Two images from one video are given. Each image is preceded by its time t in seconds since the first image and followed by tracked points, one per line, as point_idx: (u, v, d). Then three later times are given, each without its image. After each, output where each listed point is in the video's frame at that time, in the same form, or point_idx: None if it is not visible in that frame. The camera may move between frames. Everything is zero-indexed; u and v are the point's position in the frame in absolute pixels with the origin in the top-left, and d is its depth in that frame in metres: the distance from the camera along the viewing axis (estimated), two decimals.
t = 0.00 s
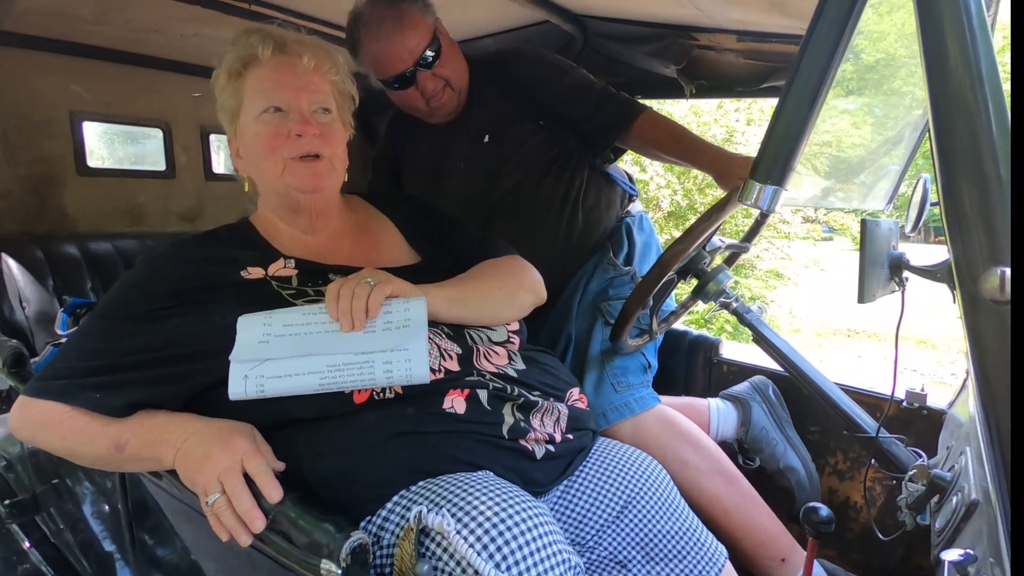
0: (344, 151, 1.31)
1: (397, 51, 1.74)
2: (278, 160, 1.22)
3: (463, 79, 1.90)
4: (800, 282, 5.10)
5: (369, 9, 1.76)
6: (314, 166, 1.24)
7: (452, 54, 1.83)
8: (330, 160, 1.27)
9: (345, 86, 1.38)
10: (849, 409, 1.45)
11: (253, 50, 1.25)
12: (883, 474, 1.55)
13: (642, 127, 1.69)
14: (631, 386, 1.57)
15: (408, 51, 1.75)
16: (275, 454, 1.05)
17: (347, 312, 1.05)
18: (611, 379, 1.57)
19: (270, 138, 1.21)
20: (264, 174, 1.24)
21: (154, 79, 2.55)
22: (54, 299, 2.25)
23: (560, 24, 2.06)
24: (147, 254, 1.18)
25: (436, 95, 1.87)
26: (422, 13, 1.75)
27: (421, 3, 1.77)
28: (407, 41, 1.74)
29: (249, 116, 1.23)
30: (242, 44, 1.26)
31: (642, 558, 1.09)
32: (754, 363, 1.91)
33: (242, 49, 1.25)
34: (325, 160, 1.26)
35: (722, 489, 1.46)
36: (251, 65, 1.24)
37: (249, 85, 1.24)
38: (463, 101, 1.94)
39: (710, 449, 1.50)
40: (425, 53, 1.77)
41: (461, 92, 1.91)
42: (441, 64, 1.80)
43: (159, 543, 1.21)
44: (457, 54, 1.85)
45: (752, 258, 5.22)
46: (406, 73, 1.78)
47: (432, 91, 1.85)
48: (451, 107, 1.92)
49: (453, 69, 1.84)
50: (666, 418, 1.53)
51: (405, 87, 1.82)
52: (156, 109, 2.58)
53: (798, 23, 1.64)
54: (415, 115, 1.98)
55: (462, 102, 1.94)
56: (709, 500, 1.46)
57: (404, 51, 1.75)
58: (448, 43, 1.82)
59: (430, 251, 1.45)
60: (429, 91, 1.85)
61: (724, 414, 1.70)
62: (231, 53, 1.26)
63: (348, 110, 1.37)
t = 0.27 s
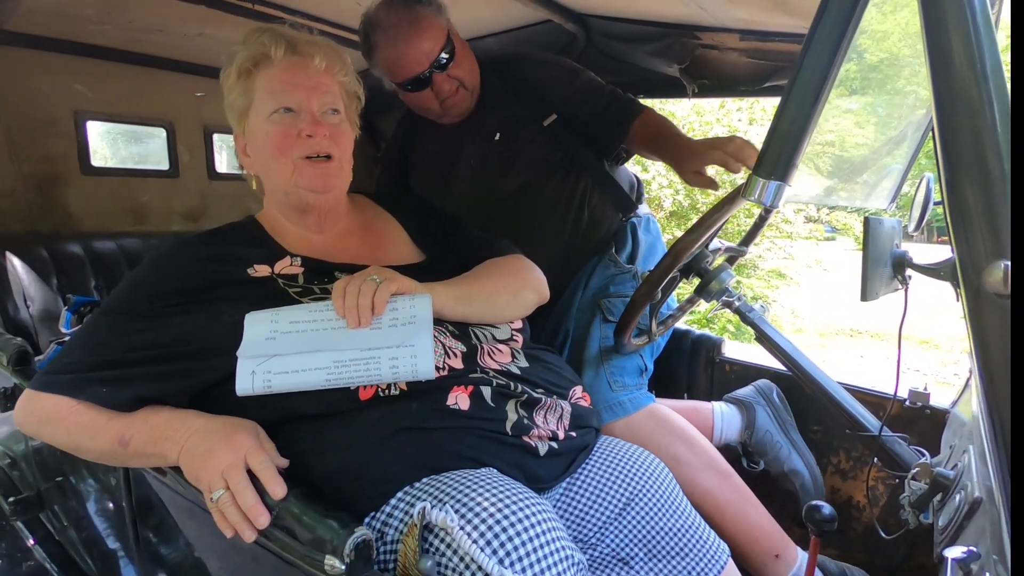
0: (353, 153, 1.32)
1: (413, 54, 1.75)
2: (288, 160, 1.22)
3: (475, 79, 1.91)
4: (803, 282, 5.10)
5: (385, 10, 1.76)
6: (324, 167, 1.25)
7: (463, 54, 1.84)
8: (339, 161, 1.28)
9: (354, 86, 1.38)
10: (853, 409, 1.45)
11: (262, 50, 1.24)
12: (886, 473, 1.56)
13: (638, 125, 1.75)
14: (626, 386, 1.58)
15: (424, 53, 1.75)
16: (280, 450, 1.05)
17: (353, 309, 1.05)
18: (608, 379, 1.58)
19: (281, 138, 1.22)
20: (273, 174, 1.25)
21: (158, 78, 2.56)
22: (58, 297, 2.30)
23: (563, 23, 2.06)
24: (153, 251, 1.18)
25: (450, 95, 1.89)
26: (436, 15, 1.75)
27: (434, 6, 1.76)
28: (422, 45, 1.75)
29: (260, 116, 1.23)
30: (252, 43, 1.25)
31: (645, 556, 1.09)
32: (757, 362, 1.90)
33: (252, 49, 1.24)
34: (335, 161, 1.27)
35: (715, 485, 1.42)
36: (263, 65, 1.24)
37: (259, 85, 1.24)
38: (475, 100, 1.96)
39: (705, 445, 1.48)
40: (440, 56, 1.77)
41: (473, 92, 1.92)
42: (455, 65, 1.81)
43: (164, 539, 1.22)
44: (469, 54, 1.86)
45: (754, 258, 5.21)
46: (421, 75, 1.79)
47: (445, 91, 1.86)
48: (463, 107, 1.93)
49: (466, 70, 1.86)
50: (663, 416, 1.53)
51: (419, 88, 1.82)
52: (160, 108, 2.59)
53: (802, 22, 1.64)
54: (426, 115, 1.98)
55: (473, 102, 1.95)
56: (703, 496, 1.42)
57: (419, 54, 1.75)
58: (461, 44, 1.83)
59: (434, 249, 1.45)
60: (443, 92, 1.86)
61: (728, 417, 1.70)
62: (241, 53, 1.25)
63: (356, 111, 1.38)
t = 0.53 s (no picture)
0: (338, 154, 1.30)
1: (412, 53, 1.75)
2: (265, 163, 1.23)
3: (475, 78, 1.92)
4: (804, 281, 5.10)
5: (383, 12, 1.77)
6: (301, 169, 1.24)
7: (462, 54, 1.85)
8: (320, 163, 1.26)
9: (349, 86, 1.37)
10: (852, 408, 1.45)
11: (252, 50, 1.25)
12: (886, 472, 1.56)
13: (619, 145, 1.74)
14: (623, 386, 1.58)
15: (422, 53, 1.75)
16: (280, 449, 1.06)
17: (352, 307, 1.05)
18: (604, 378, 1.58)
19: (260, 140, 1.22)
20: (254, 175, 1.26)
21: (159, 78, 2.56)
22: (60, 296, 2.31)
23: (563, 23, 2.07)
24: (154, 250, 1.19)
25: (449, 95, 1.89)
26: (434, 15, 1.76)
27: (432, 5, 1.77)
28: (421, 44, 1.75)
29: (244, 118, 1.25)
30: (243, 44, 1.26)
31: (643, 554, 1.09)
32: (757, 361, 1.90)
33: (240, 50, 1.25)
34: (314, 163, 1.25)
35: (710, 483, 1.42)
36: (249, 65, 1.24)
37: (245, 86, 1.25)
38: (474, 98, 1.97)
39: (701, 444, 1.48)
40: (438, 55, 1.77)
41: (472, 92, 1.93)
42: (454, 64, 1.82)
43: (164, 538, 1.22)
44: (468, 53, 1.87)
45: (756, 258, 5.21)
46: (419, 74, 1.79)
47: (444, 91, 1.86)
48: (463, 105, 1.94)
49: (465, 70, 1.86)
50: (660, 416, 1.53)
51: (418, 88, 1.83)
52: (161, 108, 2.60)
53: (802, 20, 1.64)
54: (425, 115, 1.99)
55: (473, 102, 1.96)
56: (698, 494, 1.41)
57: (418, 53, 1.75)
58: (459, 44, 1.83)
59: (433, 249, 1.46)
60: (442, 91, 1.86)
61: (728, 417, 1.70)
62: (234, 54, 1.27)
63: (351, 111, 1.36)
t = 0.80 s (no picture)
0: (293, 160, 1.26)
1: (405, 60, 1.76)
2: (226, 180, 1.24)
3: (470, 82, 1.93)
4: (807, 281, 5.10)
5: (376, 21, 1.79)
6: (251, 185, 1.22)
7: (457, 58, 1.86)
8: (274, 174, 1.24)
9: (308, 83, 1.31)
10: (852, 407, 1.46)
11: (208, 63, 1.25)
12: (886, 471, 1.57)
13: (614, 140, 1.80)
14: (622, 387, 1.59)
15: (415, 59, 1.76)
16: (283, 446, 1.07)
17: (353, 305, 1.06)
18: (604, 379, 1.59)
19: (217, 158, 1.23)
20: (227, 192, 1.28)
21: (163, 78, 2.58)
22: (66, 296, 2.32)
23: (564, 23, 2.08)
24: (158, 249, 1.20)
25: (444, 100, 1.90)
26: (428, 21, 1.77)
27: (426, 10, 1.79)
28: (413, 51, 1.76)
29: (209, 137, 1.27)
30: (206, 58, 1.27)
31: (644, 551, 1.10)
32: (758, 360, 1.91)
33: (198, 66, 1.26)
34: (268, 175, 1.23)
35: (710, 484, 1.43)
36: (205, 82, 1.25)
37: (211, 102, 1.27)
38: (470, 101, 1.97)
39: (702, 445, 1.48)
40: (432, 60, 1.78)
41: (467, 96, 1.94)
42: (448, 70, 1.83)
43: (168, 534, 1.23)
44: (462, 58, 1.88)
45: (758, 258, 5.22)
46: (414, 81, 1.80)
47: (440, 96, 1.87)
48: (459, 109, 1.95)
49: (459, 75, 1.87)
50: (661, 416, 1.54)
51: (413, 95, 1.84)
52: (165, 108, 2.61)
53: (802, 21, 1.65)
54: (424, 120, 2.00)
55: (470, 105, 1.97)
56: (699, 494, 1.42)
57: (411, 60, 1.76)
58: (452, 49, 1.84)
59: (435, 248, 1.47)
60: (437, 96, 1.87)
61: (729, 417, 1.71)
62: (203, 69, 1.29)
63: (313, 108, 1.31)
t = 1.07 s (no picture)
0: (299, 161, 1.27)
1: (397, 69, 1.77)
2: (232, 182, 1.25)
3: (464, 89, 1.95)
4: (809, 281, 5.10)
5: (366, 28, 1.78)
6: (258, 186, 1.23)
7: (451, 66, 1.88)
8: (280, 175, 1.25)
9: (315, 86, 1.32)
10: (853, 406, 1.47)
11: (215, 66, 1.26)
12: (888, 470, 1.58)
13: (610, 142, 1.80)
14: (625, 388, 1.60)
15: (408, 68, 1.77)
16: (291, 444, 1.08)
17: (359, 305, 1.07)
18: (607, 379, 1.61)
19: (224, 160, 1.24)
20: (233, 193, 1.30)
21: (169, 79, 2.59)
22: (73, 296, 2.32)
23: (568, 25, 2.09)
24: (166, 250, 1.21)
25: (439, 108, 1.92)
26: (419, 30, 1.78)
27: (416, 19, 1.79)
28: (406, 58, 1.77)
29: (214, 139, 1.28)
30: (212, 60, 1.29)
31: (648, 549, 1.11)
32: (760, 360, 1.92)
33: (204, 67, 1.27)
34: (274, 175, 1.24)
35: (713, 483, 1.43)
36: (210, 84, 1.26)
37: (218, 104, 1.28)
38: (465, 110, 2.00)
39: (705, 444, 1.48)
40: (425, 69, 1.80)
41: (462, 103, 1.97)
42: (441, 78, 1.85)
43: (175, 531, 1.25)
44: (456, 66, 1.91)
45: (760, 258, 5.22)
46: (407, 89, 1.81)
47: (435, 104, 1.89)
48: (454, 117, 1.97)
49: (452, 82, 1.89)
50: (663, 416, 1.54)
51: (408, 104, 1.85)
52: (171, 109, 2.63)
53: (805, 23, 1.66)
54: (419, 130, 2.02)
55: (465, 111, 2.00)
56: (702, 494, 1.43)
57: (404, 70, 1.77)
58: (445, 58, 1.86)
59: (440, 249, 1.48)
60: (432, 106, 1.89)
61: (731, 417, 1.73)
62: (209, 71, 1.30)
63: (319, 111, 1.32)
